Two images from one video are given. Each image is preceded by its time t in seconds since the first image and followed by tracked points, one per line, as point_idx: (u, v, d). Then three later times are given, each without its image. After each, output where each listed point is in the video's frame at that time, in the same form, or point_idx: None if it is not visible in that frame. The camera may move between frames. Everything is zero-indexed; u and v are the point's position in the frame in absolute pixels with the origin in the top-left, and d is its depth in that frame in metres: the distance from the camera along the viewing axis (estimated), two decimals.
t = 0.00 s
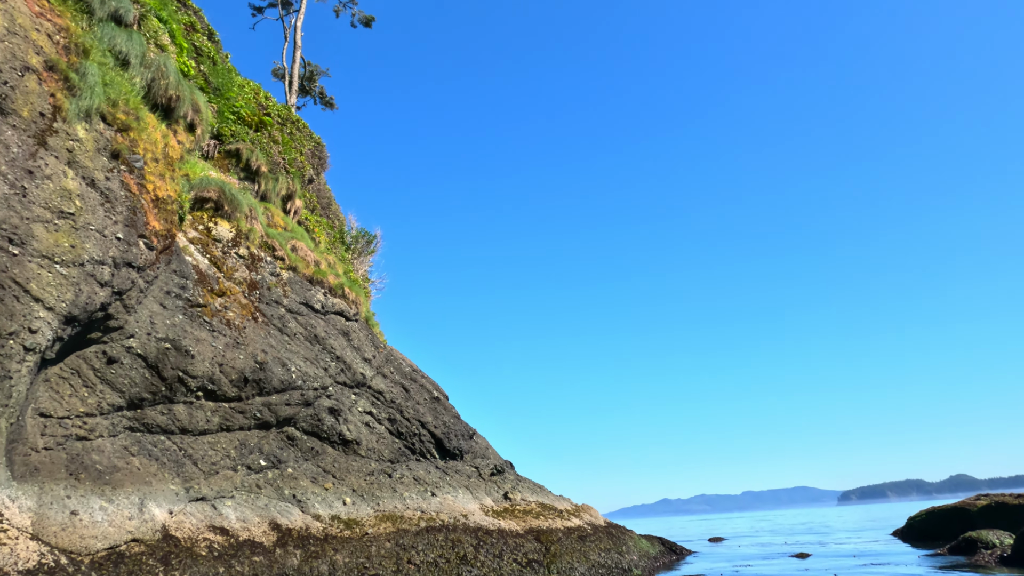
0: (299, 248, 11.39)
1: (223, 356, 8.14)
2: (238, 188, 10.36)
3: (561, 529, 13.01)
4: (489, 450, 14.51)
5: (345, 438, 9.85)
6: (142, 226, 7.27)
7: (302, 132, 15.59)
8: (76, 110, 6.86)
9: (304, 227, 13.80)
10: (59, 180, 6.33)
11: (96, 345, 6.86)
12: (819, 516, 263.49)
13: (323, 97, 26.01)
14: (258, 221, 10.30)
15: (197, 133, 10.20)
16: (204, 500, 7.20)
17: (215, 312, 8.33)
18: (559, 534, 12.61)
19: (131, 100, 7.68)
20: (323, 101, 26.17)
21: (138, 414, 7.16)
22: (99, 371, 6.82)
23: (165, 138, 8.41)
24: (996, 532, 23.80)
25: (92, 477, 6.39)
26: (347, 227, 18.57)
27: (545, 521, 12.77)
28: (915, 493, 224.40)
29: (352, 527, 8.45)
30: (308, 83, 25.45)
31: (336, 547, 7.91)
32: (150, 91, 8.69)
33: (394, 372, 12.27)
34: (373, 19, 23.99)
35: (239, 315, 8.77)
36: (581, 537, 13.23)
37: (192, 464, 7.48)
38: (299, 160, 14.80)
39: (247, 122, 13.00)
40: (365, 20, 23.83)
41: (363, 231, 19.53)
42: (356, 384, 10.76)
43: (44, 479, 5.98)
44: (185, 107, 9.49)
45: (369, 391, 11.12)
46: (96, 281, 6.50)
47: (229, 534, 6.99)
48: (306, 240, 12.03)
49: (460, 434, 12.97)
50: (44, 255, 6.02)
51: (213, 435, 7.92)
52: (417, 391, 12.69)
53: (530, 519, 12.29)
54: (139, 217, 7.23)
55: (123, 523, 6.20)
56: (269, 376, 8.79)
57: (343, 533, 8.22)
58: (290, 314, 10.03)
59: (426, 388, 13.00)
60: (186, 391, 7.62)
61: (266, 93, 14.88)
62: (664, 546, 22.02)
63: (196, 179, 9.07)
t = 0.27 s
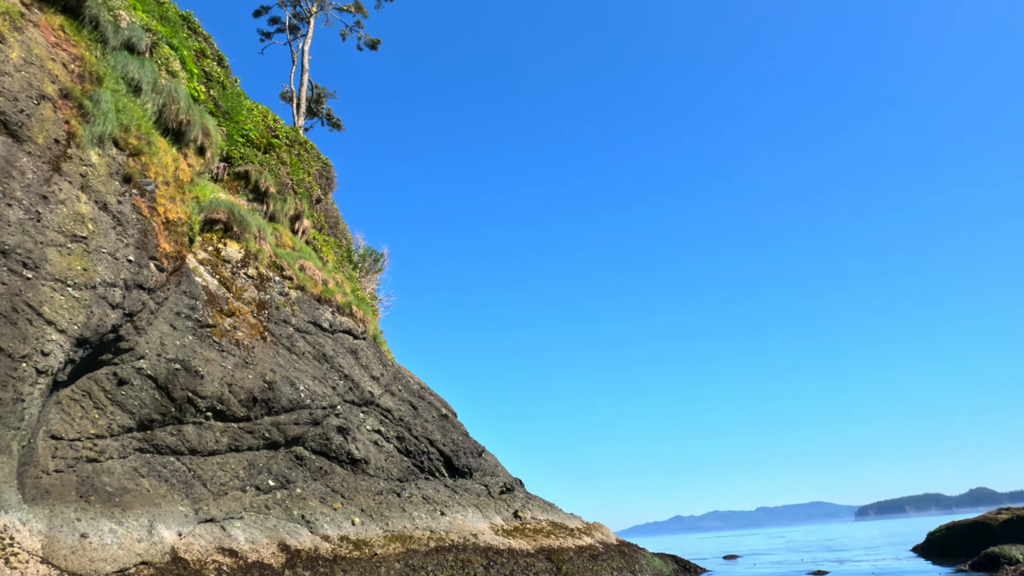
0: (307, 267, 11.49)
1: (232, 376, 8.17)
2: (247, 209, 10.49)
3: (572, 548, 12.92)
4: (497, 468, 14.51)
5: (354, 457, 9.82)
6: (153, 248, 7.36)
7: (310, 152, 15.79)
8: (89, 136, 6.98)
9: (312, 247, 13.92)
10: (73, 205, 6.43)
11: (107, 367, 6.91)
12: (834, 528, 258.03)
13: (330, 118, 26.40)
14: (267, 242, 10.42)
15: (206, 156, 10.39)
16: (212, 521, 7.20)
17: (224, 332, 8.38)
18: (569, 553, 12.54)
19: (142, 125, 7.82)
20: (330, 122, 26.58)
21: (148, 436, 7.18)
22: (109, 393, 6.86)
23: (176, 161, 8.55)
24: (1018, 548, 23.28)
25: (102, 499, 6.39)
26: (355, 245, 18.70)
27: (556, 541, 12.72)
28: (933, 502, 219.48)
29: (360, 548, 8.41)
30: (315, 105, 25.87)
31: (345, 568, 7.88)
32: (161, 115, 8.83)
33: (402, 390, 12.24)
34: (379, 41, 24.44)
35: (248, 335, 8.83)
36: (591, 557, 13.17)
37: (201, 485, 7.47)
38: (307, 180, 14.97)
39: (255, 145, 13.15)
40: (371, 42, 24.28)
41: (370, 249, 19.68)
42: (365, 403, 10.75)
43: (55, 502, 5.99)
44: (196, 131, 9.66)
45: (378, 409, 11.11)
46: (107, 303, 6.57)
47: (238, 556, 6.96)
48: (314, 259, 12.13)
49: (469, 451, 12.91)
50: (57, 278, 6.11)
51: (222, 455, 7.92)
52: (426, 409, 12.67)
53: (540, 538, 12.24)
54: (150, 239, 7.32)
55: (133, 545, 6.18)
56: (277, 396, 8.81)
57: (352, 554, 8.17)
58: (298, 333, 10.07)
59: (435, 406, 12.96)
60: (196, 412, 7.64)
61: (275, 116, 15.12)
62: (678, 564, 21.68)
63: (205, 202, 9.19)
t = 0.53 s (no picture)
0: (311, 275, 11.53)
1: (236, 384, 8.17)
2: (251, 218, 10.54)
3: (578, 556, 12.85)
4: (501, 475, 14.47)
5: (358, 464, 9.80)
6: (157, 256, 7.40)
7: (314, 160, 15.85)
8: (95, 146, 7.03)
9: (315, 254, 13.96)
10: (78, 214, 6.47)
11: (111, 375, 6.93)
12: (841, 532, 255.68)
13: (334, 126, 26.50)
14: (270, 249, 10.46)
15: (211, 164, 10.46)
16: (216, 530, 7.19)
17: (228, 339, 8.39)
18: (575, 561, 12.47)
19: (147, 135, 7.87)
20: (334, 131, 26.67)
21: (152, 444, 7.18)
22: (114, 401, 6.87)
23: (180, 170, 8.60)
24: None
25: (106, 507, 6.39)
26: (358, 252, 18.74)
27: (561, 548, 12.65)
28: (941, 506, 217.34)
29: (364, 556, 8.37)
30: (319, 113, 26.00)
31: None
32: (166, 124, 8.90)
33: (406, 397, 12.24)
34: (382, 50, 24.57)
35: (252, 343, 8.84)
36: (597, 565, 13.09)
37: (205, 493, 7.47)
38: (311, 188, 15.04)
39: (259, 153, 13.14)
40: (375, 51, 24.41)
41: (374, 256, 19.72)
42: (369, 410, 10.75)
43: (59, 511, 5.98)
44: (200, 139, 9.69)
45: (382, 416, 11.10)
46: (112, 312, 6.60)
47: (242, 565, 6.94)
48: (318, 267, 12.18)
49: (473, 459, 12.88)
50: (62, 287, 6.14)
51: (226, 463, 7.91)
52: (430, 416, 12.65)
53: (545, 546, 12.18)
54: (155, 247, 7.36)
55: (136, 554, 6.17)
56: (281, 403, 8.80)
57: (356, 562, 8.13)
58: (302, 340, 10.09)
59: (439, 413, 12.94)
60: (200, 420, 7.64)
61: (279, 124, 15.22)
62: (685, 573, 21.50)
63: (209, 210, 9.23)
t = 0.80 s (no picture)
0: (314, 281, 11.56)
1: (240, 391, 8.18)
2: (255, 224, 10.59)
3: (582, 562, 12.82)
4: (505, 480, 14.44)
5: (361, 470, 9.78)
6: (162, 263, 7.44)
7: (317, 167, 15.93)
8: (100, 154, 7.07)
9: (319, 261, 14.01)
10: (83, 222, 6.50)
11: (116, 382, 6.94)
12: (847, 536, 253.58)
13: (337, 133, 26.62)
14: (274, 256, 10.50)
15: (215, 172, 10.54)
16: (220, 537, 7.18)
17: (232, 346, 8.41)
18: (580, 567, 12.44)
19: (152, 143, 7.92)
20: (337, 138, 26.80)
21: (156, 451, 7.19)
22: (118, 408, 6.88)
23: (185, 178, 8.65)
24: None
25: (111, 514, 6.39)
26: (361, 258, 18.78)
27: (566, 554, 12.62)
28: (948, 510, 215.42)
29: (368, 563, 8.35)
30: (322, 120, 26.17)
31: None
32: (171, 132, 8.96)
33: (409, 403, 12.23)
34: (385, 57, 24.68)
35: (256, 349, 8.86)
36: (602, 571, 13.05)
37: (209, 500, 7.46)
38: (314, 194, 15.09)
39: (263, 160, 13.30)
40: (377, 58, 24.52)
41: (378, 262, 19.78)
42: (372, 416, 10.74)
43: (63, 517, 5.98)
44: (204, 147, 9.83)
45: (385, 422, 11.09)
46: (116, 319, 6.62)
47: (246, 572, 6.91)
48: (322, 273, 12.21)
49: (477, 464, 12.84)
50: (67, 294, 6.16)
51: (230, 469, 7.91)
52: (434, 422, 12.63)
53: (549, 552, 12.18)
54: (159, 254, 7.39)
55: (140, 561, 6.16)
56: (285, 409, 8.81)
57: (360, 568, 8.11)
58: (305, 346, 10.10)
59: (442, 418, 12.92)
60: (204, 426, 7.65)
61: (282, 131, 15.31)
62: None
63: (214, 217, 9.29)
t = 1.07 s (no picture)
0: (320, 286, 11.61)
1: (246, 396, 8.21)
2: (261, 230, 10.65)
3: (589, 567, 12.79)
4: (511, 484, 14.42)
5: (367, 475, 9.78)
6: (169, 269, 7.49)
7: (322, 172, 16.01)
8: (108, 162, 7.13)
9: (324, 265, 14.06)
10: (91, 229, 6.56)
11: (124, 388, 6.98)
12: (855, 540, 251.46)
13: (342, 138, 26.74)
14: (280, 261, 10.55)
15: (221, 178, 10.61)
16: (227, 542, 7.20)
17: (238, 351, 8.44)
18: (586, 572, 12.41)
19: (159, 150, 7.99)
20: (341, 143, 26.92)
21: (163, 456, 7.22)
22: (126, 414, 6.92)
23: (191, 184, 8.71)
24: None
25: (118, 520, 6.41)
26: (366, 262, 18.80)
27: (572, 559, 12.61)
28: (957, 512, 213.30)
29: (375, 568, 8.35)
30: (327, 126, 26.31)
31: None
32: (177, 139, 9.04)
33: (414, 407, 12.23)
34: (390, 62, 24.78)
35: (262, 354, 8.88)
36: None
37: (216, 505, 7.48)
38: (319, 199, 15.15)
39: (269, 166, 13.31)
40: (381, 64, 24.61)
41: (382, 266, 19.83)
42: (378, 420, 10.75)
43: (72, 523, 6.01)
44: (209, 153, 9.81)
45: (391, 426, 11.09)
46: (124, 324, 6.66)
47: None
48: (327, 278, 12.25)
49: (483, 469, 12.81)
50: (76, 301, 6.21)
51: (237, 474, 7.93)
52: (439, 426, 12.63)
53: (555, 557, 12.22)
54: (166, 260, 7.44)
55: (148, 566, 6.18)
56: (291, 414, 8.82)
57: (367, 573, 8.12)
58: (311, 351, 10.13)
59: (448, 423, 12.92)
60: (210, 431, 7.67)
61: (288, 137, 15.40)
62: None
63: (220, 223, 9.35)
